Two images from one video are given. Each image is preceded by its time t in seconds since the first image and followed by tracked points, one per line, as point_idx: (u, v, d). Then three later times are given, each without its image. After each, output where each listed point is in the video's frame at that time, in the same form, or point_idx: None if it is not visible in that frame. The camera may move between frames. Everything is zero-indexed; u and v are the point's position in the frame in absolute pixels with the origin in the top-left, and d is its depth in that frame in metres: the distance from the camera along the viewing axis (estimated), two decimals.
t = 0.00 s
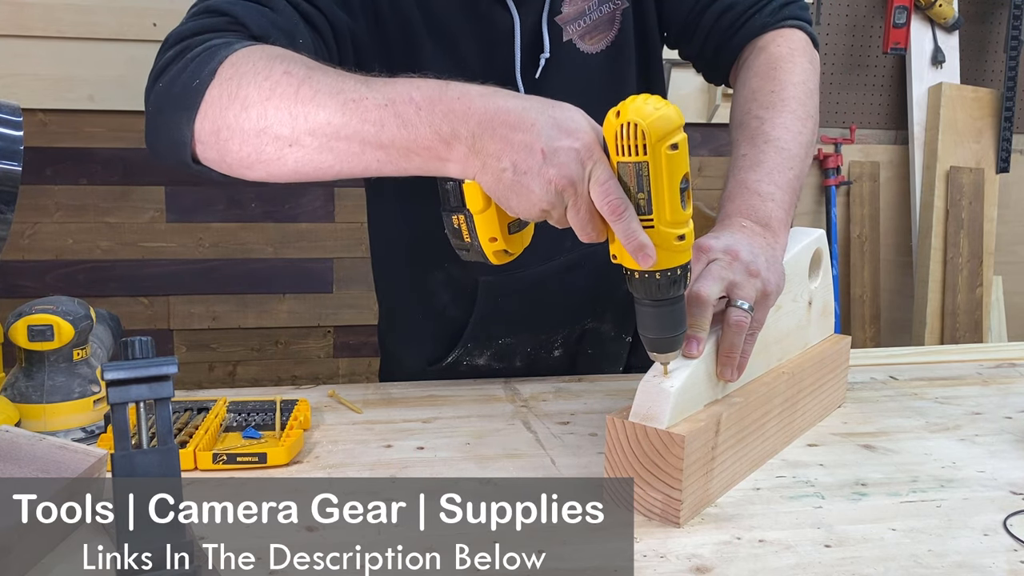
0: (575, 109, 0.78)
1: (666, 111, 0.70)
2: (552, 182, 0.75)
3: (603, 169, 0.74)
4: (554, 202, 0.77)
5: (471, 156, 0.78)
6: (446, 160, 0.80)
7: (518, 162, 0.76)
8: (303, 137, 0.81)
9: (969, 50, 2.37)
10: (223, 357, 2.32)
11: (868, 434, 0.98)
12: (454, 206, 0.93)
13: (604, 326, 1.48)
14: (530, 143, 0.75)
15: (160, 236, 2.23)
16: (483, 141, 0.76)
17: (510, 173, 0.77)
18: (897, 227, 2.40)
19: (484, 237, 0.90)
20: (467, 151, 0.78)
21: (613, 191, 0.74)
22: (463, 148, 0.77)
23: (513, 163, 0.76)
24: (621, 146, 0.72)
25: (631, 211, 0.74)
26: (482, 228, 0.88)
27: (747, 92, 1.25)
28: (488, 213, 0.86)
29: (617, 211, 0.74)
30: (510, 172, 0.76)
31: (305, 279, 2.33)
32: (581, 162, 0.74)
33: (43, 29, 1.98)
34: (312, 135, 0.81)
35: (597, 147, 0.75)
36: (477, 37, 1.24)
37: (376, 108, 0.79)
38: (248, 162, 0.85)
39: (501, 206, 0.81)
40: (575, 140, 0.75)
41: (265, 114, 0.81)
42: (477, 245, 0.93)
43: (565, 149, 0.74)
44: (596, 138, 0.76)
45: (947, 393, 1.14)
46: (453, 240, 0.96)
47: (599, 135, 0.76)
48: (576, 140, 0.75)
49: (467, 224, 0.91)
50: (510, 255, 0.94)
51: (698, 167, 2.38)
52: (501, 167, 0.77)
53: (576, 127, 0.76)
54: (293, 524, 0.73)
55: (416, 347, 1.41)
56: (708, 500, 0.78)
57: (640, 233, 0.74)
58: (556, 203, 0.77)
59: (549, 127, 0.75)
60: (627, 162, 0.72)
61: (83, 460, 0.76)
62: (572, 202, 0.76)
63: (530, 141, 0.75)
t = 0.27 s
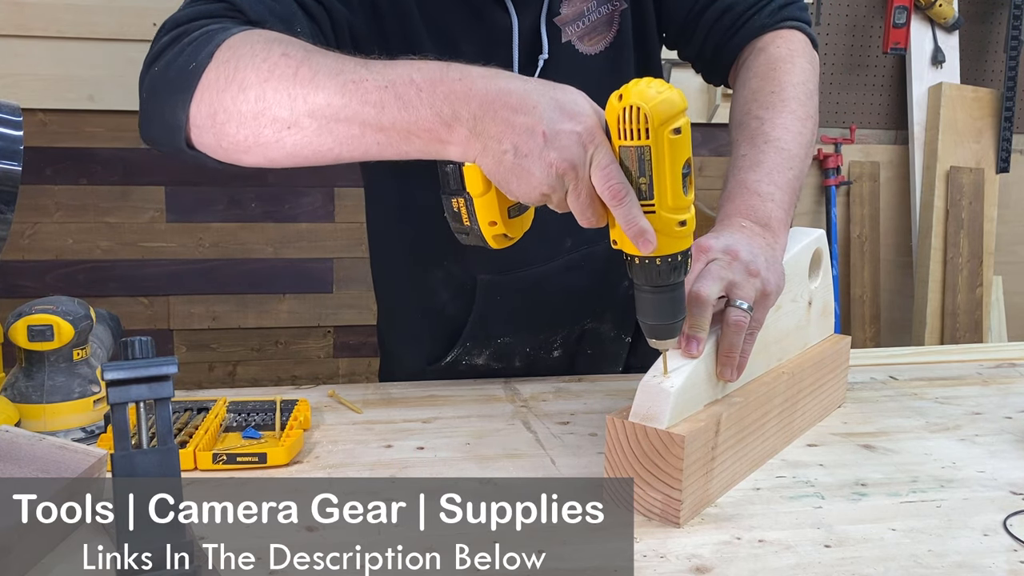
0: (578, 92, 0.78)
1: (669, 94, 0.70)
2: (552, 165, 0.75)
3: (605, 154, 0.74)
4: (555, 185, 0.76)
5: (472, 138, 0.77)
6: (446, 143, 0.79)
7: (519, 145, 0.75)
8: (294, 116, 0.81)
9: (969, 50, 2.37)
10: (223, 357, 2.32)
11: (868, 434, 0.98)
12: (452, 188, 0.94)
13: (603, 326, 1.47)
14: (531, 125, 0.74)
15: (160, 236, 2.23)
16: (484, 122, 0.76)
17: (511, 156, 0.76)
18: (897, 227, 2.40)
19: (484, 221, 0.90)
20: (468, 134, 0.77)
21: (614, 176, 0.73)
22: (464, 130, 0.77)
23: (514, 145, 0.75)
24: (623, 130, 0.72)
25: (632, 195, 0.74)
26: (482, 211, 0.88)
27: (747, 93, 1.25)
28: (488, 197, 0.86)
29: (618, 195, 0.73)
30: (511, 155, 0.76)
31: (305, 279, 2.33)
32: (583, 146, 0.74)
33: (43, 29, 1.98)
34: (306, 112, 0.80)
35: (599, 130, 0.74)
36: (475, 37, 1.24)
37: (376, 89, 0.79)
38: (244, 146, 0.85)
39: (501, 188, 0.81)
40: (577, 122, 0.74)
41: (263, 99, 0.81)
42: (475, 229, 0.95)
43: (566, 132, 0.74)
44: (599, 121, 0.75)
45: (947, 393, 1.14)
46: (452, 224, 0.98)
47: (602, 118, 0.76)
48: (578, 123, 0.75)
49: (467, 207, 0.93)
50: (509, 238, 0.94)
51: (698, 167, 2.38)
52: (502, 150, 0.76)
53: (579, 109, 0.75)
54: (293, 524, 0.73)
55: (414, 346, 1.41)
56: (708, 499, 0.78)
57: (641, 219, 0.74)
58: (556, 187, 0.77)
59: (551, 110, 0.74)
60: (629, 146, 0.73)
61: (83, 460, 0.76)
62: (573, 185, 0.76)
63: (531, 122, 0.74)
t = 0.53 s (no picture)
0: (576, 74, 0.77)
1: (668, 75, 0.70)
2: (550, 146, 0.73)
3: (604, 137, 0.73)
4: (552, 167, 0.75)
5: (469, 119, 0.76)
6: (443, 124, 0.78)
7: (516, 125, 0.74)
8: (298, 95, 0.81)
9: (969, 50, 2.37)
10: (223, 357, 2.32)
11: (868, 434, 0.98)
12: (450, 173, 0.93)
13: (600, 326, 1.48)
14: (529, 106, 0.74)
15: (160, 236, 2.23)
16: (482, 102, 0.75)
17: (508, 137, 0.75)
18: (897, 227, 2.40)
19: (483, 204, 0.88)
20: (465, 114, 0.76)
21: (611, 158, 0.73)
22: (461, 110, 0.76)
23: (511, 126, 0.74)
24: (621, 111, 0.72)
25: (629, 177, 0.73)
26: (480, 195, 0.86)
27: (746, 94, 1.25)
28: (487, 180, 0.84)
29: (615, 177, 0.73)
30: (508, 135, 0.75)
31: (305, 279, 2.33)
32: (581, 127, 0.73)
33: (42, 29, 1.98)
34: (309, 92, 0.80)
35: (597, 113, 0.73)
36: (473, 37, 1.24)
37: (373, 68, 0.78)
38: (241, 125, 0.85)
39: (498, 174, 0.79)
40: (575, 104, 0.74)
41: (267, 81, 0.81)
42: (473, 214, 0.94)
43: (564, 113, 0.73)
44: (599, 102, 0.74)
45: (947, 393, 1.14)
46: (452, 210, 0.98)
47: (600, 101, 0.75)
48: (576, 103, 0.74)
49: (464, 191, 0.91)
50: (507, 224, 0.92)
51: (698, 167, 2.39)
52: (499, 131, 0.75)
53: (577, 91, 0.75)
54: (293, 524, 0.73)
55: (412, 343, 1.41)
56: (708, 500, 0.78)
57: (638, 201, 0.74)
58: (553, 169, 0.75)
59: (549, 91, 0.74)
60: (627, 127, 0.72)
61: (83, 460, 0.76)
62: (570, 166, 0.75)
63: (529, 103, 0.74)
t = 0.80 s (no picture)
0: None
1: None
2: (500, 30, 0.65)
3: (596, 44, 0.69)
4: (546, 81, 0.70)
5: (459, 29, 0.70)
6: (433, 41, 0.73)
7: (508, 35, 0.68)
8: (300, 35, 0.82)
9: (969, 50, 2.37)
10: (223, 357, 2.32)
11: (868, 434, 0.98)
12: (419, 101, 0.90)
13: (598, 327, 1.49)
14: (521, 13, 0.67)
15: (160, 236, 2.23)
16: None
17: (458, 30, 0.67)
18: (897, 227, 2.40)
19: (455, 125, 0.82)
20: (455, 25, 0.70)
21: (562, 25, 0.63)
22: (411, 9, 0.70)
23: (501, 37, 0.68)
24: None
25: (586, 43, 0.64)
26: (451, 113, 0.80)
27: (746, 97, 1.24)
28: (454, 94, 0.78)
29: (571, 46, 0.63)
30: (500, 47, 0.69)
31: (305, 279, 2.33)
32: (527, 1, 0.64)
33: (42, 29, 1.98)
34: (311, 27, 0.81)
35: None
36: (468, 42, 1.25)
37: None
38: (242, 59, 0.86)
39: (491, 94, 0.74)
40: None
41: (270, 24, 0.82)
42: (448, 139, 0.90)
43: None
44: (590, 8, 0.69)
45: (947, 393, 1.14)
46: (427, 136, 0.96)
47: None
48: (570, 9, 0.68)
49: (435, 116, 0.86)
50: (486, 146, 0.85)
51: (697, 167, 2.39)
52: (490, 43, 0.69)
53: None
54: (293, 524, 0.73)
55: (407, 340, 1.41)
56: (708, 499, 0.78)
57: (602, 68, 0.64)
58: (506, 58, 0.67)
59: None
60: None
61: (83, 460, 0.76)
62: (523, 52, 0.66)
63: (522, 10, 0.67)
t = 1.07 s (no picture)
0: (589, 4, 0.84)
1: None
2: (543, 54, 0.80)
3: (599, 61, 0.80)
4: (541, 78, 0.81)
5: (472, 8, 0.83)
6: (446, 13, 0.87)
7: (516, 27, 0.81)
8: None
9: (969, 50, 2.37)
10: (223, 357, 2.32)
11: (868, 434, 0.98)
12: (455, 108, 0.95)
13: (561, 332, 1.48)
14: (534, 12, 0.80)
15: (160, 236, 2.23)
16: None
17: (506, 36, 0.81)
18: (897, 227, 2.40)
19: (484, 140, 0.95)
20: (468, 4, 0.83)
21: (602, 89, 0.80)
22: None
23: (512, 27, 0.81)
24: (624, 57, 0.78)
25: (616, 113, 0.81)
26: (483, 131, 0.93)
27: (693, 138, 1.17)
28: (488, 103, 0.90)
29: (603, 108, 0.80)
30: (506, 36, 0.81)
31: (305, 279, 2.33)
32: (579, 46, 0.80)
33: (43, 29, 2.00)
34: None
35: (599, 39, 0.80)
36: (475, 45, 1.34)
37: None
38: None
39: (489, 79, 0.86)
40: (580, 26, 0.80)
41: None
42: (478, 150, 0.99)
43: (565, 28, 0.80)
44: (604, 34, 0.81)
45: (947, 393, 1.14)
46: (458, 146, 1.01)
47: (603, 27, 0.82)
48: (581, 27, 0.80)
49: (468, 125, 0.95)
50: (507, 158, 0.97)
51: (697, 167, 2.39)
52: (498, 31, 0.82)
53: (587, 17, 0.81)
54: (293, 524, 0.73)
55: (394, 290, 1.42)
56: (708, 500, 0.78)
57: (619, 137, 0.83)
58: (541, 78, 0.81)
59: (559, 6, 0.80)
60: (629, 80, 0.79)
61: (84, 460, 0.76)
62: (564, 79, 0.81)
63: (534, 9, 0.80)
